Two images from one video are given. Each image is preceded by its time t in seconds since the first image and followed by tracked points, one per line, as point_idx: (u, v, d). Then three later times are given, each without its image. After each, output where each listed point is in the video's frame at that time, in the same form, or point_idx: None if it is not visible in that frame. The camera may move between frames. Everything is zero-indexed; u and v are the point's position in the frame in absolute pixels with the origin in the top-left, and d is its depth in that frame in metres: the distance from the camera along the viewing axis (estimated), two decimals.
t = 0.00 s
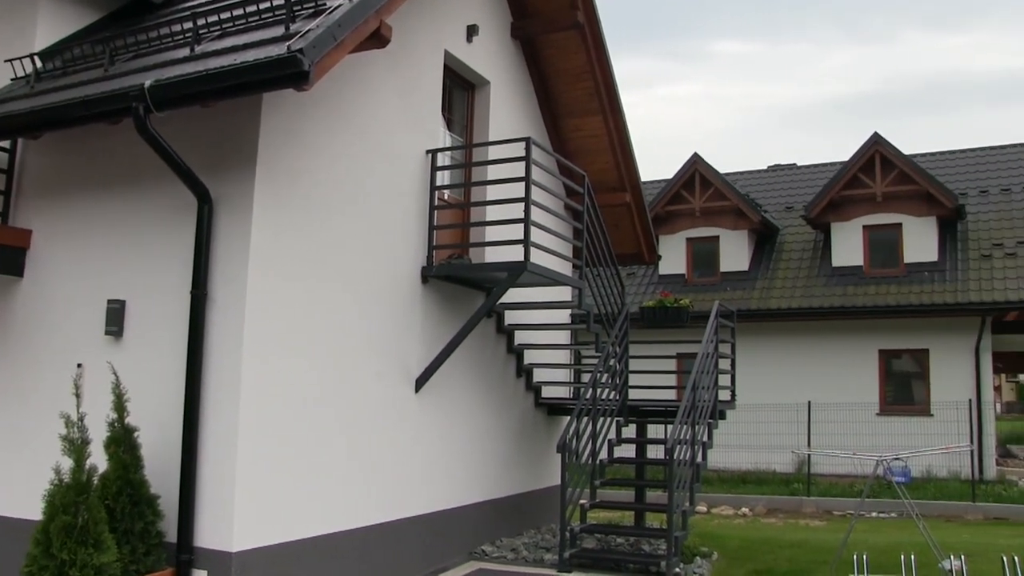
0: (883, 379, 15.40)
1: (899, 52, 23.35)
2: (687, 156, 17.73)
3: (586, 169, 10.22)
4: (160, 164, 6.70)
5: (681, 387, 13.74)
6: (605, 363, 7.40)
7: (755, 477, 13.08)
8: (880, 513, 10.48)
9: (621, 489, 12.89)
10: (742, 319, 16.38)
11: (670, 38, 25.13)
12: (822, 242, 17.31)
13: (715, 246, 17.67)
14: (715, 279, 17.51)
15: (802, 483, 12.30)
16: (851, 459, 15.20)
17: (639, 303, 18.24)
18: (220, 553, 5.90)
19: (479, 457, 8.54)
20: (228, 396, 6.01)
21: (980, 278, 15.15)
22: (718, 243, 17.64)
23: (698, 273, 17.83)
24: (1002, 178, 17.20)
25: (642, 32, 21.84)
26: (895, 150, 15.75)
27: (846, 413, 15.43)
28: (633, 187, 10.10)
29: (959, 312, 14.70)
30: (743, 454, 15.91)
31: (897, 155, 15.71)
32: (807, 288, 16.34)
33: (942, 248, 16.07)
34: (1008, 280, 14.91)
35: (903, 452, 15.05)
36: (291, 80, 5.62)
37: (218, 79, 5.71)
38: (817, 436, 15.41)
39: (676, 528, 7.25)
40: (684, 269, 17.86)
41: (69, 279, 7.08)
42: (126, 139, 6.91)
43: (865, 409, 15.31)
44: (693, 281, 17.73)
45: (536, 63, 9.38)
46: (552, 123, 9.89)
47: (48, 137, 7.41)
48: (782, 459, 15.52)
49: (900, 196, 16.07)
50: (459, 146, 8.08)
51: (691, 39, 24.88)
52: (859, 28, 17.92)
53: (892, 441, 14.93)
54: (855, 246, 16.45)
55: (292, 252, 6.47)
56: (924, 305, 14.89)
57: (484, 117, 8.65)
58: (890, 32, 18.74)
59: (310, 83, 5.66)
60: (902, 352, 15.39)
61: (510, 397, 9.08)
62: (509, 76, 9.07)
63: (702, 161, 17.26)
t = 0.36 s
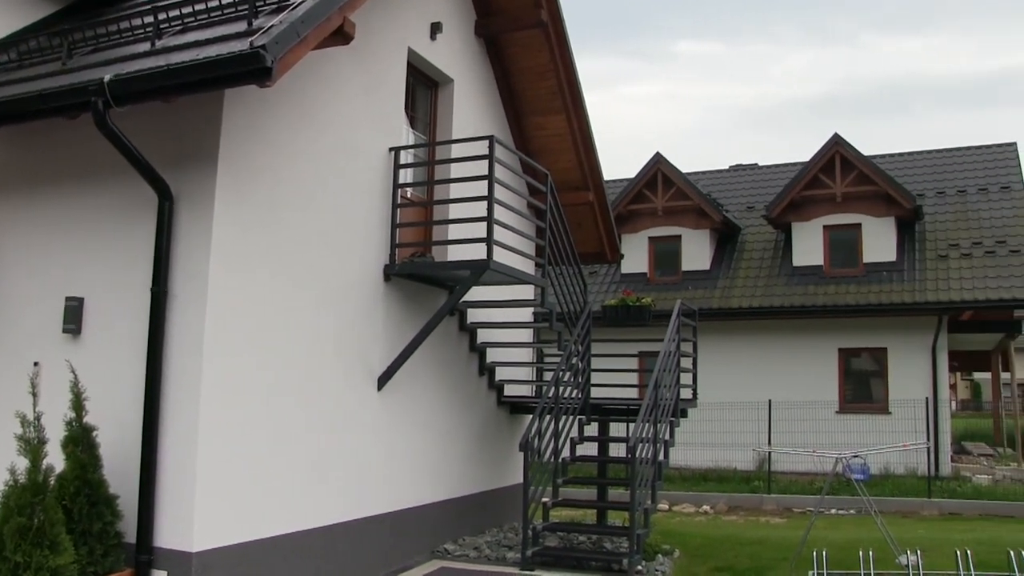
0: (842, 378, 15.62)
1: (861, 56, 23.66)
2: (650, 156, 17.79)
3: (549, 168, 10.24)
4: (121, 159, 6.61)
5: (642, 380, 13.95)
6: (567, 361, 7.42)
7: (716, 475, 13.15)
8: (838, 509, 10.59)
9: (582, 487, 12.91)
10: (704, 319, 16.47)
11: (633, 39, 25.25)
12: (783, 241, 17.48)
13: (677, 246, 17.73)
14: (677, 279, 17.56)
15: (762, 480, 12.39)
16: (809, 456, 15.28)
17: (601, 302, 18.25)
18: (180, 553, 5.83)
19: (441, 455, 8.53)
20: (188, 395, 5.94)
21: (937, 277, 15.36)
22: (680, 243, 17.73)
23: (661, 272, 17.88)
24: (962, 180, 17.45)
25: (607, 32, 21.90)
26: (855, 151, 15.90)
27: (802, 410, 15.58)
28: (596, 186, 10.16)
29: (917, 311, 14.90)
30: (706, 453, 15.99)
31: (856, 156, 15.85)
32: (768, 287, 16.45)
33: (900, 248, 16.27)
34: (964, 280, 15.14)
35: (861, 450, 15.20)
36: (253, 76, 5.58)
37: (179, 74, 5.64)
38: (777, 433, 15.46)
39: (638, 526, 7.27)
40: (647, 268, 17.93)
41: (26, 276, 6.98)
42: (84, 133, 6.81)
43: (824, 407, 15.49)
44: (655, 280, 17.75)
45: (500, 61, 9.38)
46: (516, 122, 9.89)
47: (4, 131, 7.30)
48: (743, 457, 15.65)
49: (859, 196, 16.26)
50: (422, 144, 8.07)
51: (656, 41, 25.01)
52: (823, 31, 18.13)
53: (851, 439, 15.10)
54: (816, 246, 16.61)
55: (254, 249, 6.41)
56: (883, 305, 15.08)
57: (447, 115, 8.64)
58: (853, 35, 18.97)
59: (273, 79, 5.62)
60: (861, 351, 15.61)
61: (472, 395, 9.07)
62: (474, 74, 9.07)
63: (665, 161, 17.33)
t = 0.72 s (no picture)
0: (803, 376, 15.79)
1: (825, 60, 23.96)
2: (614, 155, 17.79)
3: (513, 167, 10.24)
4: (79, 155, 6.52)
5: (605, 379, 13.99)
6: (531, 361, 7.45)
7: (679, 473, 13.24)
8: (798, 507, 10.70)
9: (546, 485, 12.92)
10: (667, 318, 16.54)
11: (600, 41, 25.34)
12: (746, 242, 17.64)
13: (642, 246, 17.82)
14: (640, 279, 17.66)
15: (725, 478, 12.49)
16: (770, 454, 15.51)
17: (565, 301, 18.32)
18: (140, 555, 5.75)
19: (404, 455, 8.51)
20: (149, 394, 5.87)
21: (895, 277, 15.59)
22: (644, 243, 17.79)
23: (625, 272, 17.96)
24: (924, 181, 17.70)
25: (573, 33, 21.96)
26: (816, 152, 16.04)
27: (762, 410, 15.74)
28: (559, 185, 10.16)
29: (876, 311, 15.12)
30: (666, 451, 16.03)
31: (818, 157, 16.00)
32: (731, 287, 16.58)
33: (860, 248, 16.49)
34: (921, 280, 15.37)
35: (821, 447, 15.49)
36: (216, 72, 5.52)
37: (140, 69, 5.57)
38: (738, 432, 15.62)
39: (601, 524, 7.29)
40: (611, 268, 18.01)
41: None
42: (41, 127, 6.70)
43: (786, 406, 15.66)
44: (619, 280, 17.84)
45: (465, 60, 9.40)
46: (480, 121, 9.89)
47: None
48: (705, 455, 15.76)
49: (820, 197, 16.42)
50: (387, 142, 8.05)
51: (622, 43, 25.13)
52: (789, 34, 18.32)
53: (812, 437, 15.36)
54: (778, 246, 16.75)
55: (217, 246, 6.35)
56: (843, 304, 15.27)
57: (412, 113, 8.62)
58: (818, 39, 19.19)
59: (236, 75, 5.57)
60: (822, 351, 15.82)
61: (436, 393, 9.06)
62: (439, 73, 9.06)
63: (629, 161, 17.38)
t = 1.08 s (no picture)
0: (765, 378, 15.94)
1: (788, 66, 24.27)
2: (578, 157, 17.79)
3: (477, 168, 10.24)
4: (37, 152, 6.41)
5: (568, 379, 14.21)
6: (493, 362, 7.47)
7: (642, 474, 13.29)
8: (759, 508, 10.79)
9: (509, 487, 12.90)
10: (630, 319, 16.61)
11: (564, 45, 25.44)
12: (709, 244, 17.79)
13: (605, 247, 17.87)
14: (604, 280, 17.73)
15: (687, 480, 12.56)
16: (732, 455, 15.60)
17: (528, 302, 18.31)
18: (96, 558, 5.64)
19: (367, 456, 8.48)
20: (107, 395, 5.77)
21: (855, 280, 15.77)
22: (608, 244, 17.86)
23: (588, 274, 18.02)
24: (887, 186, 17.92)
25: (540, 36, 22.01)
26: (779, 157, 16.20)
27: (725, 412, 15.79)
28: (523, 187, 10.16)
29: (837, 313, 15.30)
30: (630, 454, 16.11)
31: (781, 162, 16.13)
32: (694, 289, 16.68)
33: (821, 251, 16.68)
34: (881, 284, 15.50)
35: (782, 448, 15.60)
36: (178, 70, 5.45)
37: (100, 66, 5.47)
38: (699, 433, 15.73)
39: (564, 526, 7.30)
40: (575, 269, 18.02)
41: None
42: None
43: (748, 407, 15.69)
44: (583, 281, 17.89)
45: (430, 61, 9.39)
46: (445, 122, 9.88)
47: None
48: (668, 457, 15.81)
49: (783, 201, 16.54)
50: (351, 142, 8.02)
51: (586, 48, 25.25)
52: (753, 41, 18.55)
53: (774, 438, 15.44)
54: (741, 249, 16.88)
55: (177, 246, 6.27)
56: (804, 307, 15.44)
57: (377, 113, 8.59)
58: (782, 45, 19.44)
59: (198, 74, 5.50)
60: (784, 353, 15.97)
61: (399, 395, 9.03)
62: (405, 74, 9.04)
63: (593, 163, 17.39)
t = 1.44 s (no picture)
0: (729, 381, 16.05)
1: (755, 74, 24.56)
2: (546, 159, 17.79)
3: (445, 169, 10.25)
4: None
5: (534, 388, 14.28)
6: (459, 363, 7.49)
7: (606, 476, 13.35)
8: (721, 510, 10.86)
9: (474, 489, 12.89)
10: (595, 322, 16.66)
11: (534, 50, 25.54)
12: (674, 248, 17.90)
13: (572, 250, 17.92)
14: (570, 283, 17.79)
15: (651, 482, 12.63)
16: (695, 458, 15.73)
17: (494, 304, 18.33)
18: (53, 561, 5.51)
19: (331, 457, 8.44)
20: (66, 395, 5.64)
21: (819, 285, 15.94)
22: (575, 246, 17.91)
23: (554, 276, 18.06)
24: (853, 192, 18.12)
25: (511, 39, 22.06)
26: (744, 162, 16.31)
27: (689, 415, 15.99)
28: (490, 189, 10.18)
29: (801, 318, 15.44)
30: (595, 456, 16.25)
31: (745, 166, 16.28)
32: (659, 293, 16.76)
33: (785, 256, 16.81)
34: (844, 289, 15.70)
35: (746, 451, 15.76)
36: (141, 67, 5.34)
37: (61, 60, 5.36)
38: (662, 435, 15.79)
39: (528, 527, 7.29)
40: (541, 271, 18.06)
41: None
42: None
43: (711, 410, 15.92)
44: (549, 284, 17.92)
45: (399, 61, 9.36)
46: (413, 122, 9.87)
47: None
48: (632, 459, 15.98)
49: (748, 206, 16.65)
50: (318, 142, 7.99)
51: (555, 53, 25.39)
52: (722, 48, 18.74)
53: (737, 441, 15.59)
54: (706, 253, 16.99)
55: (140, 244, 6.16)
56: (768, 311, 15.56)
57: (344, 113, 8.57)
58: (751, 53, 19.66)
59: (163, 71, 5.40)
60: (748, 356, 16.07)
61: (363, 396, 9.00)
62: (373, 74, 9.02)
63: (560, 166, 17.41)
